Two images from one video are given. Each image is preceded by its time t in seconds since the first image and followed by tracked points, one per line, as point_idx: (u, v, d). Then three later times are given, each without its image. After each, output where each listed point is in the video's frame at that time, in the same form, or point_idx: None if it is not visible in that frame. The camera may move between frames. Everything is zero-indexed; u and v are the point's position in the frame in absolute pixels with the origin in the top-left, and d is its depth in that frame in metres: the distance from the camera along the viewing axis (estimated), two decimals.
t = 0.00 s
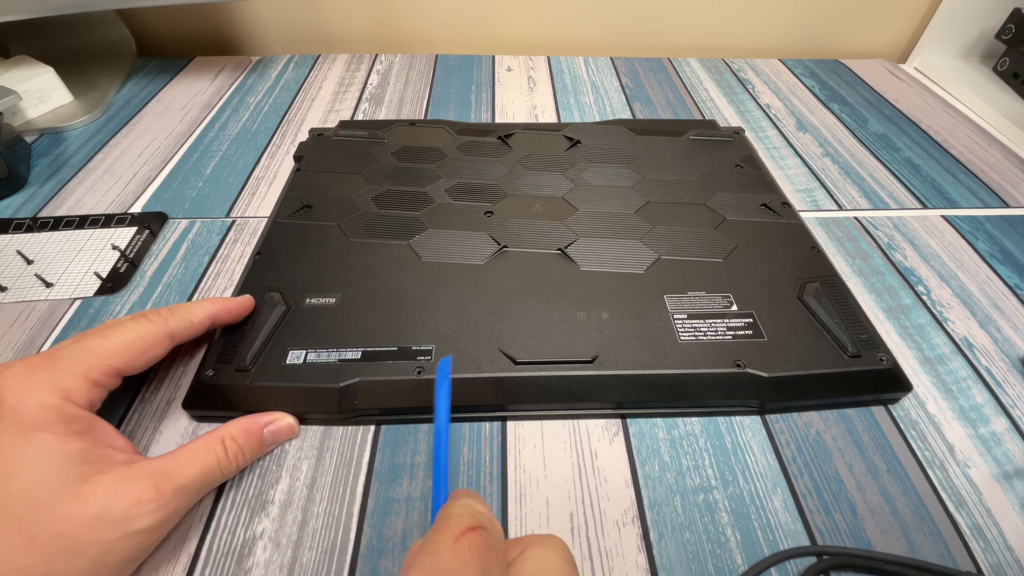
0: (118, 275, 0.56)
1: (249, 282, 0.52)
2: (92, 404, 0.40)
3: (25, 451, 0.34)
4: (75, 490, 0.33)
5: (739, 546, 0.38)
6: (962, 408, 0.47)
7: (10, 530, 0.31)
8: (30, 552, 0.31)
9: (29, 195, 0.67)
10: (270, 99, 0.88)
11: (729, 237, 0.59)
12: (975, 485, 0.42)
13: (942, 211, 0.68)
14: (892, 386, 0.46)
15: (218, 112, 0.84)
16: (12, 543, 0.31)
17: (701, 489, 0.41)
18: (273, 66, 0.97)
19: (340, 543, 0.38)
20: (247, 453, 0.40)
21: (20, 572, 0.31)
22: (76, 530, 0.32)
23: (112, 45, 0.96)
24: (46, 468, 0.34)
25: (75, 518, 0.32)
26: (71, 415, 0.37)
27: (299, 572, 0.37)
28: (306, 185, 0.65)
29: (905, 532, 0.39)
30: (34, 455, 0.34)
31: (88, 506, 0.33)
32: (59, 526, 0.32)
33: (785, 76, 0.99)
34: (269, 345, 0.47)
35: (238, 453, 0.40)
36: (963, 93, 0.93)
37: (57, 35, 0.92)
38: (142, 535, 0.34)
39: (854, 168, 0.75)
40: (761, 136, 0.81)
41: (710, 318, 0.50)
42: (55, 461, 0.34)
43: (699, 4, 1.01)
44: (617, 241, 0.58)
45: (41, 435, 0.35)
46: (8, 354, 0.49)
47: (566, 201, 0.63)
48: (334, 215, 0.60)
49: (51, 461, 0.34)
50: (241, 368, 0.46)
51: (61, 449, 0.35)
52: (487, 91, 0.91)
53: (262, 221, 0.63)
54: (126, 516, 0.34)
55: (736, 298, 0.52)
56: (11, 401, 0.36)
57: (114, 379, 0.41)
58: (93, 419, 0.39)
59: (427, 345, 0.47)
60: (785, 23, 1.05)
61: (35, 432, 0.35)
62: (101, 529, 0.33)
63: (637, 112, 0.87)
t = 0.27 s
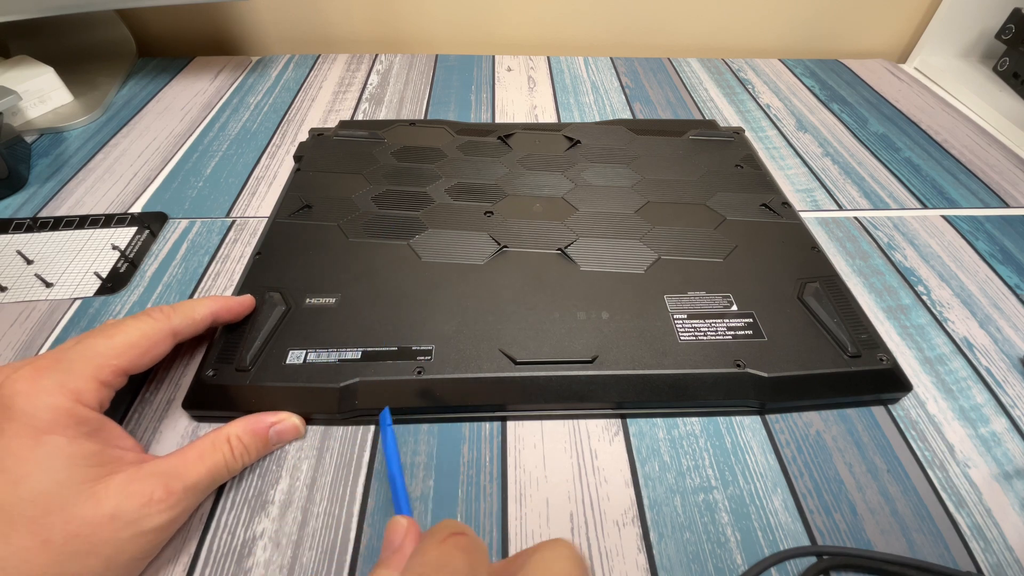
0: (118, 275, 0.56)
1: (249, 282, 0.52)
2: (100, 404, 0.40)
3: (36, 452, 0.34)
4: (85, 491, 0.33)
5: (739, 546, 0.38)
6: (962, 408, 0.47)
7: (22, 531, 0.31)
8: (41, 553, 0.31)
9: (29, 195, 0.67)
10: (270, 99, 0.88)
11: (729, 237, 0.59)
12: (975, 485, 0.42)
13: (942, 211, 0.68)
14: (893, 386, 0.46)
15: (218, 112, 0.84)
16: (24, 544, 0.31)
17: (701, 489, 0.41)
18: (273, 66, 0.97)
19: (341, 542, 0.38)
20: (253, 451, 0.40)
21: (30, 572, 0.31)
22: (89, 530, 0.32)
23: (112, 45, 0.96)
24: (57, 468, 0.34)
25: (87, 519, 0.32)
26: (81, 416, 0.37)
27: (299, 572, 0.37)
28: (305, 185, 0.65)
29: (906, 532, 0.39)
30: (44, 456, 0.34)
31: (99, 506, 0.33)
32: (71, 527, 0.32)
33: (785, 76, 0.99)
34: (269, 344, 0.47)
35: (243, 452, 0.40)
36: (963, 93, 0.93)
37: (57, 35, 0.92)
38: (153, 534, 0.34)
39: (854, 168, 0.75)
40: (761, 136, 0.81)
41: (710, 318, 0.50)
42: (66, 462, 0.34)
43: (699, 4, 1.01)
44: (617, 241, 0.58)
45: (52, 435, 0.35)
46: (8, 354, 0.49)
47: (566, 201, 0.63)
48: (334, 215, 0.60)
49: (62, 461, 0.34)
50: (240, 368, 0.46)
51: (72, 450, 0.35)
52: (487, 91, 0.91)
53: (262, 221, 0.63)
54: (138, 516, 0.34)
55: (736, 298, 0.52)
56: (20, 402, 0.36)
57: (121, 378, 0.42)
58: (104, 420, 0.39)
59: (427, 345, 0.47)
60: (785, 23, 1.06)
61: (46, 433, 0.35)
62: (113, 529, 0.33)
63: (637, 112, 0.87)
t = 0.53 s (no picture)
0: (118, 275, 0.56)
1: (248, 283, 0.52)
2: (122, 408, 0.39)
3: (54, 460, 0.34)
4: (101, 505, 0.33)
5: (739, 545, 0.38)
6: (962, 408, 0.47)
7: (40, 544, 0.31)
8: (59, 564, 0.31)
9: (30, 195, 0.67)
10: (270, 99, 0.88)
11: (729, 237, 0.59)
12: (975, 485, 0.42)
13: (942, 211, 0.68)
14: (892, 386, 0.46)
15: (217, 112, 0.84)
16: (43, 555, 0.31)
17: (701, 489, 0.41)
18: (273, 66, 0.97)
19: (341, 542, 0.38)
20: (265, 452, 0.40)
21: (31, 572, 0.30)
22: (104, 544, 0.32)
23: (112, 44, 0.96)
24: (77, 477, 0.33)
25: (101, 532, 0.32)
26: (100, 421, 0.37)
27: (299, 572, 0.37)
28: (304, 184, 0.65)
29: (906, 532, 0.39)
30: (60, 465, 0.33)
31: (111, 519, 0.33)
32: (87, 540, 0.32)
33: (785, 76, 0.99)
34: (269, 344, 0.47)
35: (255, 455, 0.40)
36: (963, 93, 0.93)
37: (57, 35, 0.92)
38: (169, 544, 0.34)
39: (854, 168, 0.75)
40: (761, 136, 0.81)
41: (710, 318, 0.50)
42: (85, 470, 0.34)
43: (699, 4, 1.01)
44: (617, 241, 0.58)
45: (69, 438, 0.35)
46: (9, 355, 0.49)
47: (567, 201, 0.63)
48: (334, 215, 0.60)
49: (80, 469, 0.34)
50: (241, 368, 0.46)
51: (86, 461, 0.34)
52: (487, 91, 0.91)
53: (262, 221, 0.63)
54: (153, 528, 0.33)
55: (736, 298, 0.52)
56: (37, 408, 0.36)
57: (138, 383, 0.41)
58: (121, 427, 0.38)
59: (427, 344, 0.47)
60: (785, 23, 1.06)
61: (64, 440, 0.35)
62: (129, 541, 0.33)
63: (637, 112, 0.87)
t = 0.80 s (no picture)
0: (118, 275, 0.56)
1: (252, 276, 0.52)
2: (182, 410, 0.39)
3: (121, 465, 0.33)
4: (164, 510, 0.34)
5: (738, 545, 0.38)
6: (962, 408, 0.47)
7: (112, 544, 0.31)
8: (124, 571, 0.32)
9: (30, 195, 0.67)
10: (270, 99, 0.88)
11: (732, 235, 0.59)
12: (975, 485, 0.42)
13: (942, 211, 0.68)
14: (896, 381, 0.46)
15: (218, 112, 0.84)
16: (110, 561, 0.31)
17: (701, 489, 0.41)
18: (273, 66, 0.97)
19: (341, 542, 0.38)
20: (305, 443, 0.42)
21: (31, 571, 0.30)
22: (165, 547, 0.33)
23: (112, 45, 0.96)
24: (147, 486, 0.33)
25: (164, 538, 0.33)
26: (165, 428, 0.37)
27: (299, 572, 0.37)
28: (309, 181, 0.64)
29: (906, 532, 0.39)
30: (132, 473, 0.33)
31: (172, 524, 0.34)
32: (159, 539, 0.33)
33: (785, 76, 0.99)
34: (278, 337, 0.47)
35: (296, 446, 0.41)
36: (963, 93, 0.93)
37: (57, 35, 0.92)
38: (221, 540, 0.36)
39: (854, 168, 0.75)
40: (762, 136, 0.81)
41: (713, 314, 0.50)
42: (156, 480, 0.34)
43: (699, 4, 1.01)
44: (620, 237, 0.58)
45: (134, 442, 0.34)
46: (8, 355, 0.49)
47: (570, 198, 0.63)
48: (340, 211, 0.60)
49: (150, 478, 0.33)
50: (249, 360, 0.46)
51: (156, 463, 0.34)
52: (487, 91, 0.91)
53: (262, 221, 0.64)
54: (214, 524, 0.35)
55: (739, 295, 0.52)
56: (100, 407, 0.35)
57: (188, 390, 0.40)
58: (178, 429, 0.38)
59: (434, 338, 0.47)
60: (785, 23, 1.06)
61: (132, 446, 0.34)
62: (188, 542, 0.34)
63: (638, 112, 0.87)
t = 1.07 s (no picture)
0: (118, 275, 0.56)
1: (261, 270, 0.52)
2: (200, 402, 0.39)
3: (147, 451, 0.33)
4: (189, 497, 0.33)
5: (739, 546, 0.38)
6: (962, 408, 0.47)
7: (136, 532, 0.31)
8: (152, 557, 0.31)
9: (30, 195, 0.67)
10: (270, 99, 0.88)
11: (733, 227, 0.59)
12: (975, 485, 0.42)
13: (942, 211, 0.68)
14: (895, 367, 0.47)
15: (218, 111, 0.84)
16: (140, 547, 0.31)
17: (701, 488, 0.41)
18: (273, 66, 0.97)
19: (340, 543, 0.38)
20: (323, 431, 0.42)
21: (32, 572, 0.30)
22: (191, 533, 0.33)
23: (111, 45, 0.96)
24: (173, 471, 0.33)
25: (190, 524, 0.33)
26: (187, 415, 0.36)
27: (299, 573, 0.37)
28: (316, 176, 0.65)
29: (906, 532, 0.39)
30: (160, 457, 0.33)
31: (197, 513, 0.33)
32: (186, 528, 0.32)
33: (785, 76, 0.99)
34: (290, 328, 0.48)
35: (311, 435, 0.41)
36: (963, 93, 0.93)
37: (57, 35, 0.92)
38: (245, 528, 0.36)
39: (854, 168, 0.75)
40: (762, 136, 0.81)
41: (717, 304, 0.50)
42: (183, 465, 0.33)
43: (699, 4, 1.01)
44: (623, 229, 0.58)
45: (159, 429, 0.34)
46: (8, 355, 0.49)
47: (574, 190, 0.63)
48: (346, 206, 0.60)
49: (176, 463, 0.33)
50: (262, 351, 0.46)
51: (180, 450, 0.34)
52: (487, 91, 0.91)
53: (262, 221, 0.63)
54: (239, 514, 0.35)
55: (741, 284, 0.52)
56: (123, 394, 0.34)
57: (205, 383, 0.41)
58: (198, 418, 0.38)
59: (443, 327, 0.48)
60: (786, 23, 1.06)
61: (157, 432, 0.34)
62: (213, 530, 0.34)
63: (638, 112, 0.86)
